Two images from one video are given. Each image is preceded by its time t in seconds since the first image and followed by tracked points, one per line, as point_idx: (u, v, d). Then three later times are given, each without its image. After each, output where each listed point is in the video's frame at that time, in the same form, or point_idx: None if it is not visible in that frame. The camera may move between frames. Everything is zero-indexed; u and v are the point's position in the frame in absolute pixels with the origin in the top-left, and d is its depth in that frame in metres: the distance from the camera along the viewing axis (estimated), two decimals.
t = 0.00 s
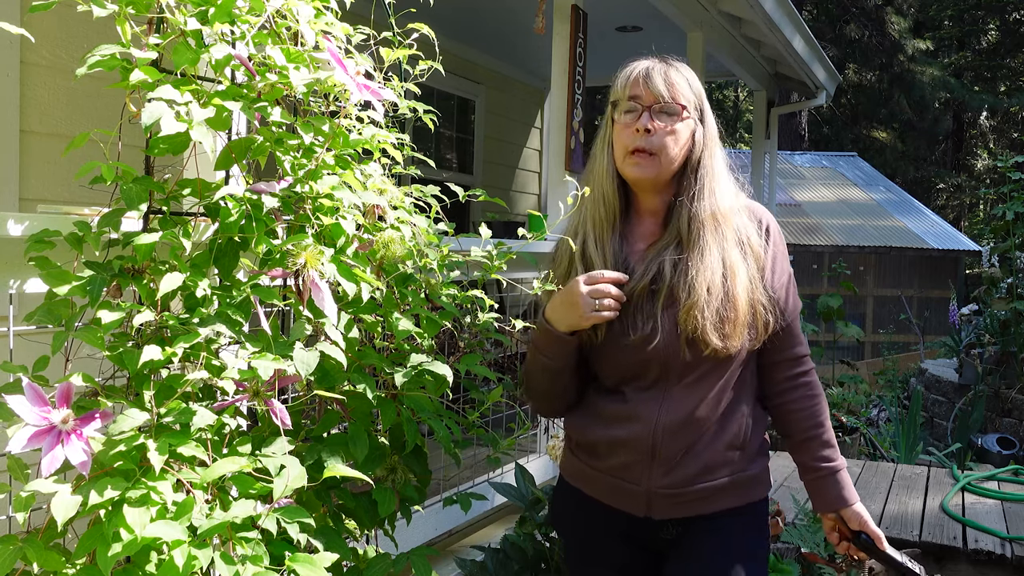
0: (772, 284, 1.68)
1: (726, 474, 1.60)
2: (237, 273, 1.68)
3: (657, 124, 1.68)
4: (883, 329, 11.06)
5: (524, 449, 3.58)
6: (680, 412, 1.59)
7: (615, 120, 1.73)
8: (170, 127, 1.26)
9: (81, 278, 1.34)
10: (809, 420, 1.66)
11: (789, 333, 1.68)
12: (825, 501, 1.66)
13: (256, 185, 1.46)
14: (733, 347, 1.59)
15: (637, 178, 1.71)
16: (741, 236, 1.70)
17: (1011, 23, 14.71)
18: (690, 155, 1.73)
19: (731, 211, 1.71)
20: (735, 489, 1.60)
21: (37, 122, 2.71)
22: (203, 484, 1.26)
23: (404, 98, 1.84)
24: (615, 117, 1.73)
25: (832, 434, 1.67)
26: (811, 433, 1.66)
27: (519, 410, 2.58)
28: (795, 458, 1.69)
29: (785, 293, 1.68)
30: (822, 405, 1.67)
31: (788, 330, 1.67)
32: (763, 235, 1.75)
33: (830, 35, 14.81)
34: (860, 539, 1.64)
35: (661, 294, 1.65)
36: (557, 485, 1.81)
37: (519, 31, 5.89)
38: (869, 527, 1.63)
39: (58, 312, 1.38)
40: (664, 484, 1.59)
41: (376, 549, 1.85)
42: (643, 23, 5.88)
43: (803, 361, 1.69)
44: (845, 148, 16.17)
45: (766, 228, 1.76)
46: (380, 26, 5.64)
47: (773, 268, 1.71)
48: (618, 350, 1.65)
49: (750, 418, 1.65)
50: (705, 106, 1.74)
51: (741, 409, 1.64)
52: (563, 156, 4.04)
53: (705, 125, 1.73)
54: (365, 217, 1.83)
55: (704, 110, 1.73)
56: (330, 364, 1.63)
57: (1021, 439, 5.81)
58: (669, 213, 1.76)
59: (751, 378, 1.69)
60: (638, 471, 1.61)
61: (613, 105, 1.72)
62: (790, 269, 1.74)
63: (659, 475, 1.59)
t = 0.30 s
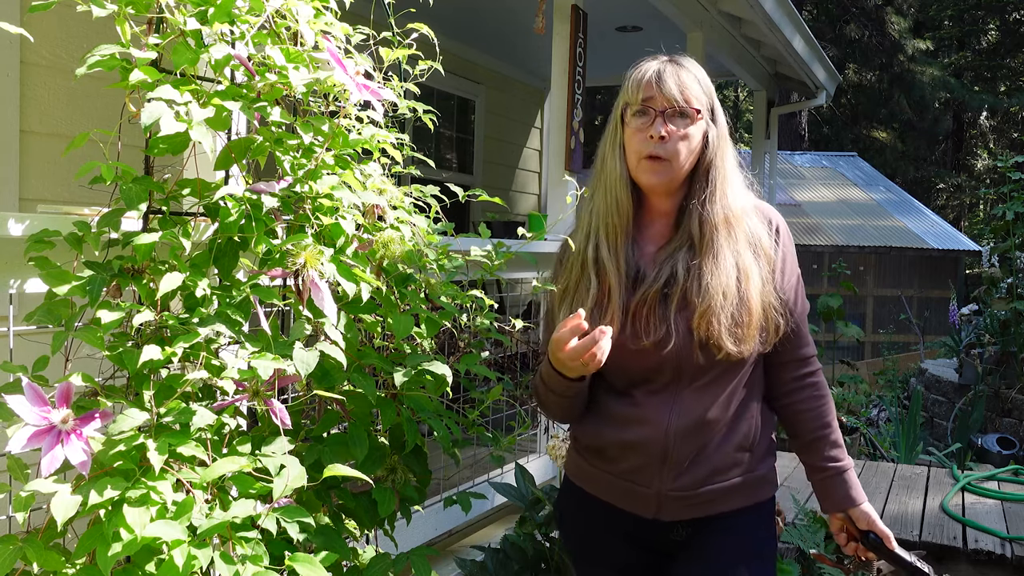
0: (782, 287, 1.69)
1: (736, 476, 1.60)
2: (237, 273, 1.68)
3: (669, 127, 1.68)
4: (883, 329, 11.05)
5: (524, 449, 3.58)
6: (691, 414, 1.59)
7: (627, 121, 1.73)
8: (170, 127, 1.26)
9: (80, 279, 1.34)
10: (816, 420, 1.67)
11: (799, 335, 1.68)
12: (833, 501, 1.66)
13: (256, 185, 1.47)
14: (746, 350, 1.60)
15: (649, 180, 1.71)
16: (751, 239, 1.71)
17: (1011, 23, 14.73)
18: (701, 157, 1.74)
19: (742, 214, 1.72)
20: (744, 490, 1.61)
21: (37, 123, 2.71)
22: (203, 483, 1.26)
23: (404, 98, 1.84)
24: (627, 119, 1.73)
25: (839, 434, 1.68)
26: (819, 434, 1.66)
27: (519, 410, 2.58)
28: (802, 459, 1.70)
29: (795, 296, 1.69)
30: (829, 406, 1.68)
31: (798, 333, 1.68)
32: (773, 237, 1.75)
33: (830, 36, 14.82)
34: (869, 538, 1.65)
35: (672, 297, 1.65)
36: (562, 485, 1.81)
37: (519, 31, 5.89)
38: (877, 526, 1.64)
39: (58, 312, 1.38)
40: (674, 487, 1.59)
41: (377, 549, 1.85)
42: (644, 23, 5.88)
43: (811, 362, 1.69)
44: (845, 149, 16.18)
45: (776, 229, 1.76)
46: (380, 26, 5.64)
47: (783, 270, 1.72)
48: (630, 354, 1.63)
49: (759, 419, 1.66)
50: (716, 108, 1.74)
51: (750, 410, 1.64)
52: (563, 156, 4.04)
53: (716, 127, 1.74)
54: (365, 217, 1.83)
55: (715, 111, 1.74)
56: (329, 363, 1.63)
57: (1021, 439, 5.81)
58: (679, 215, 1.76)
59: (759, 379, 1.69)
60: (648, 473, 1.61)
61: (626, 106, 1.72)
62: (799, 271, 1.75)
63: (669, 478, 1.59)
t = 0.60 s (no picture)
0: (787, 288, 1.70)
1: (739, 477, 1.60)
2: (237, 273, 1.68)
3: (673, 128, 1.68)
4: (883, 329, 11.04)
5: (524, 449, 3.58)
6: (695, 415, 1.59)
7: (630, 121, 1.72)
8: (169, 127, 1.26)
9: (80, 278, 1.34)
10: (820, 421, 1.67)
11: (803, 336, 1.68)
12: (836, 502, 1.66)
13: (256, 185, 1.47)
14: (751, 351, 1.60)
15: (653, 181, 1.71)
16: (756, 239, 1.71)
17: (1011, 24, 14.74)
18: (705, 157, 1.74)
19: (746, 214, 1.72)
20: (747, 491, 1.61)
21: (38, 123, 2.71)
22: (203, 483, 1.26)
23: (403, 98, 1.84)
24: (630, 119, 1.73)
25: (842, 435, 1.68)
26: (823, 435, 1.66)
27: (519, 410, 2.58)
28: (805, 460, 1.70)
29: (798, 296, 1.70)
30: (832, 406, 1.68)
31: (803, 333, 1.68)
32: (777, 237, 1.75)
33: (830, 36, 14.82)
34: (873, 539, 1.65)
35: (677, 298, 1.65)
36: (564, 485, 1.81)
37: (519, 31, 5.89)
38: (879, 527, 1.64)
39: (58, 312, 1.38)
40: (678, 488, 1.59)
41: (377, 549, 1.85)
42: (644, 23, 5.88)
43: (814, 363, 1.69)
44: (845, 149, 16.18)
45: (780, 229, 1.77)
46: (379, 26, 5.64)
47: (787, 270, 1.72)
48: (635, 356, 1.63)
49: (763, 420, 1.66)
50: (719, 107, 1.74)
51: (754, 411, 1.64)
52: (564, 156, 4.04)
53: (720, 127, 1.73)
54: (365, 217, 1.83)
55: (718, 111, 1.73)
56: (329, 363, 1.63)
57: (1021, 439, 5.81)
58: (683, 216, 1.76)
59: (763, 379, 1.69)
60: (652, 475, 1.61)
61: (629, 106, 1.71)
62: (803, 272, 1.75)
63: (673, 479, 1.59)
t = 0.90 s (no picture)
0: (785, 287, 1.69)
1: (737, 476, 1.60)
2: (237, 272, 1.68)
3: (668, 130, 1.68)
4: (883, 329, 11.04)
5: (524, 449, 3.58)
6: (693, 414, 1.59)
7: (626, 123, 1.73)
8: (169, 127, 1.26)
9: (80, 278, 1.34)
10: (819, 422, 1.66)
11: (802, 336, 1.68)
12: (834, 503, 1.66)
13: (256, 185, 1.46)
14: (748, 350, 1.60)
15: (650, 182, 1.71)
16: (753, 238, 1.70)
17: (1011, 24, 14.75)
18: (701, 157, 1.74)
19: (743, 214, 1.71)
20: (745, 490, 1.61)
21: (38, 123, 2.71)
22: (203, 483, 1.26)
23: (404, 97, 1.84)
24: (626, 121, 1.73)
25: (841, 436, 1.68)
26: (822, 436, 1.66)
27: (519, 410, 2.58)
28: (804, 460, 1.70)
29: (797, 295, 1.69)
30: (831, 406, 1.68)
31: (801, 333, 1.68)
32: (776, 237, 1.75)
33: (830, 36, 14.82)
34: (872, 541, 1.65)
35: (675, 297, 1.65)
36: (565, 485, 1.81)
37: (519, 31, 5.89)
38: (878, 529, 1.64)
39: (58, 312, 1.38)
40: (676, 486, 1.58)
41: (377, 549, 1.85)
42: (644, 23, 5.88)
43: (813, 364, 1.69)
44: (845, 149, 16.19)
45: (778, 228, 1.76)
46: (379, 26, 5.64)
47: (786, 270, 1.71)
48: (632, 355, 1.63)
49: (762, 419, 1.65)
50: (716, 107, 1.74)
51: (753, 410, 1.64)
52: (563, 156, 4.04)
53: (716, 127, 1.73)
54: (365, 217, 1.83)
55: (715, 111, 1.73)
56: (329, 363, 1.63)
57: (1021, 439, 5.81)
58: (681, 216, 1.76)
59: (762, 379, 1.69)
60: (650, 473, 1.61)
61: (624, 108, 1.72)
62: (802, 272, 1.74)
63: (671, 477, 1.59)
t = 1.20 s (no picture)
0: (784, 284, 1.69)
1: (736, 473, 1.60)
2: (237, 273, 1.68)
3: (671, 129, 1.68)
4: (883, 329, 11.03)
5: (524, 449, 3.58)
6: (692, 409, 1.59)
7: (628, 121, 1.73)
8: (170, 127, 1.26)
9: (80, 278, 1.34)
10: (819, 420, 1.67)
11: (800, 334, 1.68)
12: (835, 502, 1.66)
13: (256, 185, 1.46)
14: (746, 346, 1.59)
15: (652, 181, 1.71)
16: (752, 236, 1.70)
17: (1011, 24, 14.76)
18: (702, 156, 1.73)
19: (742, 212, 1.71)
20: (745, 488, 1.60)
21: (37, 122, 2.71)
22: (203, 483, 1.26)
23: (404, 97, 1.83)
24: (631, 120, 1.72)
25: (841, 434, 1.68)
26: (822, 434, 1.66)
27: (519, 410, 2.58)
28: (805, 459, 1.70)
29: (796, 293, 1.69)
30: (832, 405, 1.68)
31: (800, 331, 1.68)
32: (775, 235, 1.75)
33: (830, 36, 14.82)
34: (872, 540, 1.65)
35: (673, 293, 1.64)
36: (566, 484, 1.81)
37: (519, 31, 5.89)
38: (879, 528, 1.64)
39: (58, 312, 1.38)
40: (675, 483, 1.58)
41: (377, 549, 1.85)
42: (644, 23, 5.88)
43: (813, 362, 1.69)
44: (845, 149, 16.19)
45: (778, 228, 1.76)
46: (379, 26, 5.65)
47: (784, 268, 1.71)
48: (630, 348, 1.63)
49: (762, 417, 1.65)
50: (718, 108, 1.74)
51: (752, 408, 1.64)
52: (563, 156, 4.04)
53: (718, 127, 1.73)
54: (365, 217, 1.83)
55: (717, 111, 1.73)
56: (330, 364, 1.63)
57: (1021, 439, 5.81)
58: (681, 214, 1.76)
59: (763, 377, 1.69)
60: (649, 469, 1.60)
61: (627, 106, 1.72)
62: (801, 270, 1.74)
63: (670, 474, 1.59)
